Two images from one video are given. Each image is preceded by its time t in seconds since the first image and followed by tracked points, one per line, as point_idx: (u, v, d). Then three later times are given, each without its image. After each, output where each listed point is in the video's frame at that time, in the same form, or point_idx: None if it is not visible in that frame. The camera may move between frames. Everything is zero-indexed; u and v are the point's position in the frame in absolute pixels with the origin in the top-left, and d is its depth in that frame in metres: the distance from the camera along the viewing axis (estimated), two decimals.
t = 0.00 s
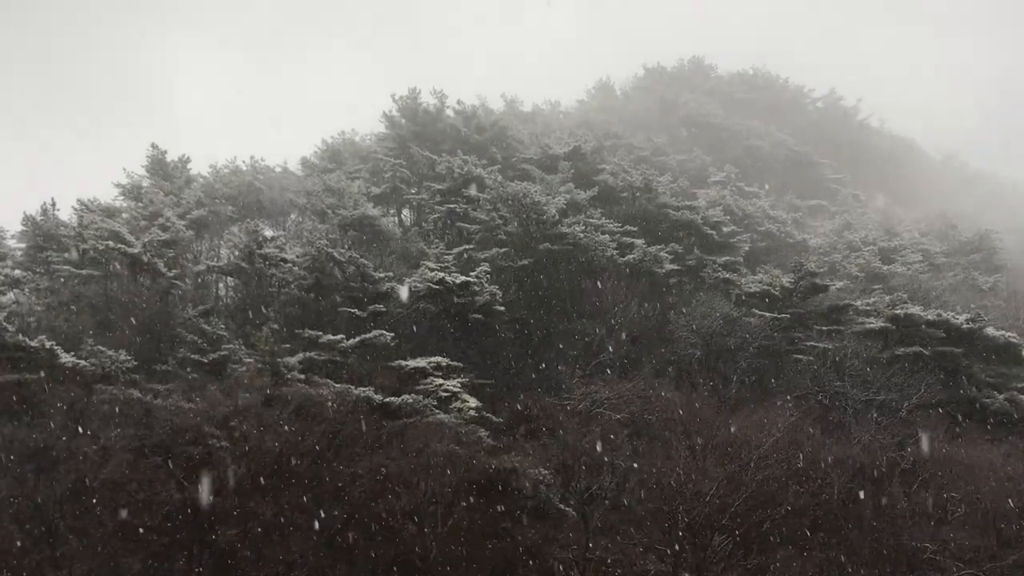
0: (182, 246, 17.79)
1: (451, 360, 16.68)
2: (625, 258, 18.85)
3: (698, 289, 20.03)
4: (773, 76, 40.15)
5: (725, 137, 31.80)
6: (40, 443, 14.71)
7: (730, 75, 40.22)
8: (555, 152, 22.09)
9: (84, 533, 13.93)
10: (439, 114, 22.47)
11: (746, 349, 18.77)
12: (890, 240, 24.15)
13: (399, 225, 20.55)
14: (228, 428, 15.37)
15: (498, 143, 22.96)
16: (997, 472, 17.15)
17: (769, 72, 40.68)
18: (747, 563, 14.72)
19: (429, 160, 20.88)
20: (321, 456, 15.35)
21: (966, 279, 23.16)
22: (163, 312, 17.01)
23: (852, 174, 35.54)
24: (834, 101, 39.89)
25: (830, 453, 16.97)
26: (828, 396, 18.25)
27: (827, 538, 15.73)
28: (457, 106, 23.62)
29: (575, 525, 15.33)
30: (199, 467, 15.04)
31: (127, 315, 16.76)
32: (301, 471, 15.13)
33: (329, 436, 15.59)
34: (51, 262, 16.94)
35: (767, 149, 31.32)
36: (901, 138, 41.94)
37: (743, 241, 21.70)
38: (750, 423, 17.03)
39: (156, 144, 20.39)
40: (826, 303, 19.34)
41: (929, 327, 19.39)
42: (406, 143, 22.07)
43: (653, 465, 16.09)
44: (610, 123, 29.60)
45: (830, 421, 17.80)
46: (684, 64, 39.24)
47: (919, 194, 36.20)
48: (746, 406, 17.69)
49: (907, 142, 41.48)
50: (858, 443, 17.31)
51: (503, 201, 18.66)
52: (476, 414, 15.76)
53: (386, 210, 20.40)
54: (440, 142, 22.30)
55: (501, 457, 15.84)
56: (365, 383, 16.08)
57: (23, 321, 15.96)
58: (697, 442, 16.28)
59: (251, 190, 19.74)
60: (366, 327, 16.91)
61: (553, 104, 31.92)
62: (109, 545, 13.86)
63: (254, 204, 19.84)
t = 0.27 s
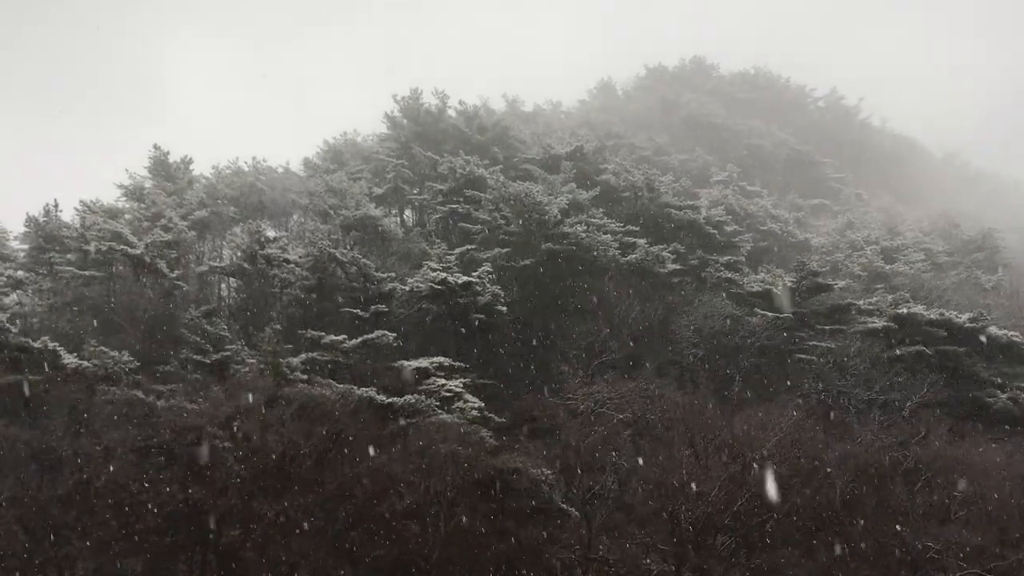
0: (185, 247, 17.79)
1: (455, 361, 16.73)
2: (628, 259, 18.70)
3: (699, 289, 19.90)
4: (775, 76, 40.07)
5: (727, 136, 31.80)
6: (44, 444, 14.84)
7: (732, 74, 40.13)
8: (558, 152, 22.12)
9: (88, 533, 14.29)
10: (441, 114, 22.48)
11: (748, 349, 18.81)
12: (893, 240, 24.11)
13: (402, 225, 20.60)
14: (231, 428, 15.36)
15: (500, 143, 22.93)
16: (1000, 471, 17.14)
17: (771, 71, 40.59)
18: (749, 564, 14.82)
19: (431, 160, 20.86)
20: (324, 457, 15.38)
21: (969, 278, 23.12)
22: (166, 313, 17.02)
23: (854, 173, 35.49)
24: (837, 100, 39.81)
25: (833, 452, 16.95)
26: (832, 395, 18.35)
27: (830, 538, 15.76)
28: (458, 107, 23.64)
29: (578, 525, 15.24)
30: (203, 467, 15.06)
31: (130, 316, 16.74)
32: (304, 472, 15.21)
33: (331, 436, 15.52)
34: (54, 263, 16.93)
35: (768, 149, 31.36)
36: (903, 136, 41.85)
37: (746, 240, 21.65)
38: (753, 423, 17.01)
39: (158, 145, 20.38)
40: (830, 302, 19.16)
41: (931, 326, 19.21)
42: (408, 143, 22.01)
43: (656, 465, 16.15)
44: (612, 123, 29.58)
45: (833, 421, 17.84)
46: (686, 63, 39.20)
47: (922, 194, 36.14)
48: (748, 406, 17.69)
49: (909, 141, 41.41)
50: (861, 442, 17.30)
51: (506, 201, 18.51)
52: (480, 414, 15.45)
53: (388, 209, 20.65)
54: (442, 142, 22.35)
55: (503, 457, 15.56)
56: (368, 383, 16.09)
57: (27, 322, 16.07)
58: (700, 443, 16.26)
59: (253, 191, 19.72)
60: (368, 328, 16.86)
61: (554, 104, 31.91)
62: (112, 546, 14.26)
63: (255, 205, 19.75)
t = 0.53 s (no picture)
0: (187, 247, 17.86)
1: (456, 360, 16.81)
2: (630, 258, 18.87)
3: (701, 288, 20.05)
4: (777, 75, 40.04)
5: (729, 135, 31.80)
6: (47, 444, 14.91)
7: (734, 73, 40.10)
8: (560, 152, 22.15)
9: (91, 533, 14.24)
10: (443, 114, 22.49)
11: (751, 349, 18.78)
12: (896, 239, 24.09)
13: (404, 224, 20.55)
14: (233, 428, 15.36)
15: (502, 143, 22.92)
16: (1002, 470, 17.12)
17: (773, 70, 40.56)
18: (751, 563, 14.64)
19: (433, 160, 20.89)
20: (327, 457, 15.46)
21: (971, 277, 23.11)
22: (169, 313, 17.03)
23: (856, 172, 35.45)
24: (839, 100, 39.79)
25: (834, 452, 16.98)
26: (835, 394, 18.34)
27: (830, 538, 15.85)
28: (460, 106, 23.58)
29: (581, 525, 15.26)
30: (205, 467, 15.04)
31: (132, 316, 16.72)
32: (306, 472, 15.26)
33: (333, 435, 15.65)
34: (57, 263, 16.94)
35: (771, 148, 31.30)
36: (906, 135, 41.80)
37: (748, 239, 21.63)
38: (755, 422, 17.07)
39: (161, 144, 20.41)
40: (832, 302, 19.34)
41: (935, 325, 19.20)
42: (410, 142, 22.02)
43: (658, 465, 16.20)
44: (614, 122, 29.58)
45: (836, 421, 17.84)
46: (688, 62, 39.20)
47: (924, 193, 36.09)
48: (750, 406, 17.69)
49: (911, 140, 41.37)
50: (864, 442, 17.30)
51: (508, 200, 18.29)
52: (482, 413, 15.59)
53: (389, 210, 20.36)
54: (444, 141, 22.37)
55: (506, 457, 15.61)
56: (370, 383, 16.19)
57: (29, 322, 16.10)
58: (702, 442, 16.19)
59: (256, 191, 19.74)
60: (371, 328, 16.95)
61: (557, 103, 31.80)
62: (114, 545, 14.20)
63: (257, 205, 19.75)
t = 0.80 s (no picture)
0: (189, 246, 17.89)
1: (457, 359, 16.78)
2: (631, 257, 18.90)
3: (703, 287, 19.92)
4: (779, 74, 40.02)
5: (731, 134, 31.82)
6: (48, 442, 14.88)
7: (736, 72, 40.10)
8: (561, 151, 22.10)
9: (93, 532, 14.21)
10: (444, 113, 22.51)
11: (752, 347, 18.72)
12: (897, 237, 24.06)
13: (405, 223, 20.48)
14: (235, 427, 15.39)
15: (503, 141, 22.89)
16: (1004, 469, 17.11)
17: (775, 69, 40.54)
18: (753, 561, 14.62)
19: (434, 159, 20.88)
20: (328, 455, 15.46)
21: (973, 276, 23.09)
22: (170, 311, 17.10)
23: (858, 171, 35.39)
24: (840, 99, 39.81)
25: (835, 451, 16.99)
26: (836, 393, 18.28)
27: (832, 537, 15.80)
28: (461, 104, 23.55)
29: (581, 524, 15.23)
30: (207, 465, 15.10)
31: (133, 316, 16.77)
32: (308, 470, 15.29)
33: (334, 434, 15.58)
34: (58, 261, 16.93)
35: (772, 146, 31.36)
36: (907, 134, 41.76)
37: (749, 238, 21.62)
38: (756, 421, 17.10)
39: (162, 143, 20.41)
40: (833, 301, 19.40)
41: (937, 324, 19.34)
42: (411, 141, 22.02)
43: (659, 464, 16.11)
44: (615, 121, 29.55)
45: (837, 419, 17.84)
46: (690, 61, 39.21)
47: (925, 192, 36.04)
48: (751, 405, 17.70)
49: (913, 138, 41.33)
50: (866, 442, 17.27)
51: (509, 199, 18.32)
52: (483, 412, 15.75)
53: (392, 208, 20.50)
54: (445, 140, 22.36)
55: (507, 455, 15.64)
56: (371, 382, 16.12)
57: (31, 320, 16.07)
58: (703, 440, 16.25)
59: (257, 189, 19.75)
60: (371, 326, 16.95)
61: (558, 102, 31.75)
62: (116, 544, 14.19)
63: (258, 203, 19.85)
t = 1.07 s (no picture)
0: (189, 243, 18.02)
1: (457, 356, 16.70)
2: (630, 254, 18.90)
3: (703, 285, 19.96)
4: (779, 71, 40.02)
5: (731, 132, 31.89)
6: (47, 439, 14.89)
7: (735, 70, 40.12)
8: (561, 148, 22.11)
9: (93, 529, 14.19)
10: (445, 110, 22.53)
11: (753, 345, 18.62)
12: (898, 235, 24.04)
13: (405, 220, 20.26)
14: (235, 424, 15.39)
15: (503, 138, 22.89)
16: (1004, 466, 17.11)
17: (775, 67, 40.54)
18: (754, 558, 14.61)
19: (434, 156, 20.86)
20: (328, 453, 15.40)
21: (973, 273, 23.08)
22: (171, 309, 17.21)
23: (858, 168, 35.37)
24: (840, 97, 39.82)
25: (835, 448, 16.99)
26: (836, 391, 18.27)
27: (834, 535, 15.76)
28: (462, 102, 23.54)
29: (579, 520, 14.98)
30: (207, 462, 15.11)
31: (133, 313, 16.87)
32: (308, 467, 15.28)
33: (334, 430, 15.61)
34: (59, 258, 16.93)
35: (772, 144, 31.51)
36: (907, 132, 41.76)
37: (750, 236, 21.61)
38: (756, 418, 17.06)
39: (162, 140, 20.43)
40: (834, 298, 19.51)
41: (937, 322, 19.31)
42: (411, 138, 22.03)
43: (660, 461, 16.00)
44: (615, 118, 29.56)
45: (836, 416, 17.81)
46: (690, 59, 39.24)
47: (925, 189, 36.04)
48: (751, 402, 17.70)
49: (913, 136, 41.34)
50: (867, 439, 17.17)
51: (509, 195, 18.31)
52: (483, 409, 15.78)
53: (393, 205, 20.29)
54: (446, 137, 22.35)
55: (507, 452, 15.88)
56: (372, 379, 16.18)
57: (31, 317, 16.05)
58: (702, 438, 16.29)
59: (257, 186, 19.68)
60: (371, 323, 16.95)
61: (558, 99, 31.74)
62: (116, 540, 14.15)
63: (259, 200, 19.73)
